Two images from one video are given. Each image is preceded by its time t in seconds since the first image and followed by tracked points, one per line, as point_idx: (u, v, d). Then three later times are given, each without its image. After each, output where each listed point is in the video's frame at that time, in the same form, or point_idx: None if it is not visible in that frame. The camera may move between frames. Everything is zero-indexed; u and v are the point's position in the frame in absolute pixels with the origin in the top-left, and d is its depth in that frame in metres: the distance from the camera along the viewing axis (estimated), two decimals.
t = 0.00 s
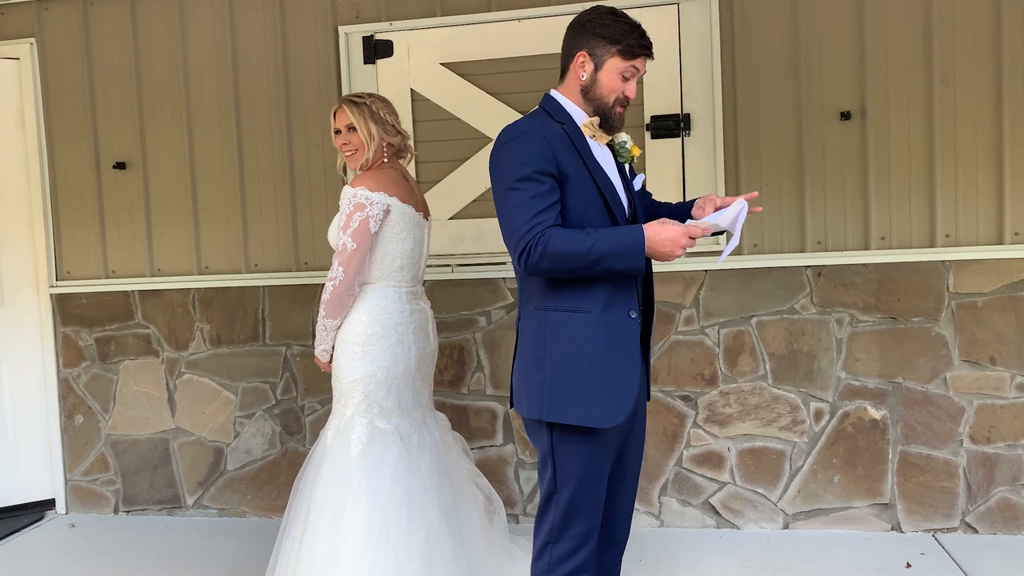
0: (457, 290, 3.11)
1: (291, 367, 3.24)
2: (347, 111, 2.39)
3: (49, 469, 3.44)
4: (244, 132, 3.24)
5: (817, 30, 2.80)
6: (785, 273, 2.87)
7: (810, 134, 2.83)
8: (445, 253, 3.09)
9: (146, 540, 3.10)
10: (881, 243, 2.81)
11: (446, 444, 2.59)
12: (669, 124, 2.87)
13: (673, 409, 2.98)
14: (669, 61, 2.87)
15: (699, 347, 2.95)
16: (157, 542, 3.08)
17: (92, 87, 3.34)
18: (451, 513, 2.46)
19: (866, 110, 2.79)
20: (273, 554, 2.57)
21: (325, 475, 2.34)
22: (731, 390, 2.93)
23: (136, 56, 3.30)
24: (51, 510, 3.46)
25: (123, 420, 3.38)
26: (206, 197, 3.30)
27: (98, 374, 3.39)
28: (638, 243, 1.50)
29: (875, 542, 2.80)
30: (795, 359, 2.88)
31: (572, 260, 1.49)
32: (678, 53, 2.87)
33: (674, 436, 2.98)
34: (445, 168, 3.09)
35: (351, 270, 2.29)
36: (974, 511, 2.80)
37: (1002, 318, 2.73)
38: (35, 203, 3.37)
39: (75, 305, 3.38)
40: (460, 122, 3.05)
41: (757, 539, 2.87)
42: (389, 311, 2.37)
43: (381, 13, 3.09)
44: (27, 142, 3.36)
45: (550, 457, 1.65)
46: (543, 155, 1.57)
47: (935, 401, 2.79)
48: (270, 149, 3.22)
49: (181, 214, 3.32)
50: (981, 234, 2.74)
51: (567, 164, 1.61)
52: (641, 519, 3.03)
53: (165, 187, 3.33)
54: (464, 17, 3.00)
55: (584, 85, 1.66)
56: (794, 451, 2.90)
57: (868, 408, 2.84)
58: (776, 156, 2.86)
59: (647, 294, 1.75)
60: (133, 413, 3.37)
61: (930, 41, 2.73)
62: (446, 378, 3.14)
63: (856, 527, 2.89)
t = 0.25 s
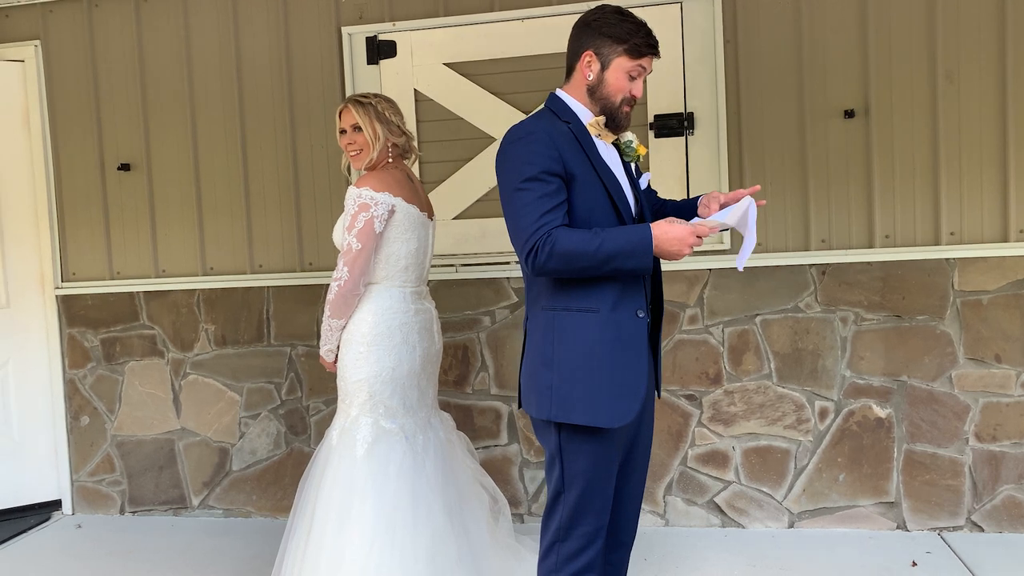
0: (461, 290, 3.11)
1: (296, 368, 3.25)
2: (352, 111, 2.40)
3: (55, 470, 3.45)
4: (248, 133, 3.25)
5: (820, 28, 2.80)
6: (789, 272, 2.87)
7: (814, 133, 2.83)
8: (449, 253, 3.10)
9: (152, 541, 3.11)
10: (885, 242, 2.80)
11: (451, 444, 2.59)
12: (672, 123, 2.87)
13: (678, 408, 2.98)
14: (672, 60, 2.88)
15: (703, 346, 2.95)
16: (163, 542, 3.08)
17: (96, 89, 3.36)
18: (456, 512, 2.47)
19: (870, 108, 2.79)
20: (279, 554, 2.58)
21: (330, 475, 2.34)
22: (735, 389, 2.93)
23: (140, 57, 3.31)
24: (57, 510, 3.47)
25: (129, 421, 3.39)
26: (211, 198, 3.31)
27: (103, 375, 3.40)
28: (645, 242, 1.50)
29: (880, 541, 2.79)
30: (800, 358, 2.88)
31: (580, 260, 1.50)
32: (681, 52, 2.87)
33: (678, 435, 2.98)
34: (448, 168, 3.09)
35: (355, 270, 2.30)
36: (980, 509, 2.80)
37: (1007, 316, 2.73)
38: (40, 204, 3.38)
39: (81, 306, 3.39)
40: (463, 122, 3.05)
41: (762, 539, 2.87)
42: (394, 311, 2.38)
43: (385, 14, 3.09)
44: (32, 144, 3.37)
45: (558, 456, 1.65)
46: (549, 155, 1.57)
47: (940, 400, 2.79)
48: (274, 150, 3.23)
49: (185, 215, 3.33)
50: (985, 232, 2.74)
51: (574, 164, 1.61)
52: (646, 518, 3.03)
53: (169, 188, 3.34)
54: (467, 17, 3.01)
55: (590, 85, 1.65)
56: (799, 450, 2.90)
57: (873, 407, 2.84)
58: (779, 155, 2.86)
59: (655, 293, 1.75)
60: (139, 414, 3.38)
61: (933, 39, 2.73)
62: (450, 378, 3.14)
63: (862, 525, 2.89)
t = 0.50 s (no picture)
0: (465, 290, 3.11)
1: (300, 369, 3.25)
2: (355, 112, 2.40)
3: (61, 471, 3.46)
4: (251, 134, 3.26)
5: (823, 26, 2.80)
6: (793, 271, 2.86)
7: (817, 131, 2.83)
8: (452, 253, 3.10)
9: (157, 542, 3.12)
10: (889, 240, 2.80)
11: (455, 444, 2.59)
12: (675, 122, 2.87)
13: (682, 408, 2.98)
14: (674, 59, 2.87)
15: (707, 345, 2.94)
16: (169, 543, 3.09)
17: (100, 91, 3.37)
18: (460, 512, 2.47)
19: (873, 106, 2.78)
20: (285, 554, 2.58)
21: (335, 475, 2.35)
22: (740, 388, 2.93)
23: (144, 59, 3.32)
24: (63, 511, 3.48)
25: (133, 423, 3.40)
26: (214, 199, 3.31)
27: (108, 377, 3.41)
28: (655, 242, 1.50)
29: (886, 539, 2.79)
30: (804, 357, 2.87)
31: (590, 260, 1.50)
32: (684, 51, 2.87)
33: (682, 435, 2.98)
34: (451, 168, 3.09)
35: (359, 270, 2.30)
36: (985, 507, 2.79)
37: (1012, 314, 2.72)
38: (45, 206, 3.39)
39: (86, 308, 3.40)
40: (466, 122, 3.05)
41: (767, 538, 2.87)
42: (398, 311, 2.38)
43: (387, 14, 3.09)
44: (36, 146, 3.38)
45: (566, 457, 1.65)
46: (558, 155, 1.57)
47: (945, 398, 2.79)
48: (276, 151, 3.24)
49: (189, 217, 3.34)
50: (989, 230, 2.73)
51: (583, 163, 1.61)
52: (651, 518, 3.03)
53: (173, 190, 3.35)
54: (470, 17, 3.01)
55: (598, 84, 1.66)
56: (804, 449, 2.90)
57: (878, 405, 2.83)
58: (783, 154, 2.85)
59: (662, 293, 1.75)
60: (143, 415, 3.39)
61: (936, 37, 2.72)
62: (454, 378, 3.15)
63: (867, 524, 2.88)
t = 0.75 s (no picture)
0: (468, 290, 3.11)
1: (303, 369, 3.25)
2: (356, 114, 2.40)
3: (65, 472, 3.47)
4: (253, 135, 3.26)
5: (824, 25, 2.79)
6: (796, 270, 2.86)
7: (819, 130, 2.83)
8: (454, 253, 3.10)
9: (162, 542, 3.12)
10: (892, 239, 2.79)
11: (459, 444, 2.59)
12: (677, 122, 2.87)
13: (685, 407, 2.98)
14: (676, 58, 2.87)
15: (710, 344, 2.94)
16: (173, 544, 3.10)
17: (103, 93, 3.37)
18: (464, 513, 2.47)
19: (876, 105, 2.78)
20: (288, 554, 2.59)
21: (339, 475, 2.35)
22: (743, 388, 2.93)
23: (146, 61, 3.33)
24: (67, 512, 3.49)
25: (137, 424, 3.41)
26: (217, 200, 3.32)
27: (112, 378, 3.42)
28: (665, 240, 1.51)
29: (889, 539, 2.79)
30: (807, 356, 2.87)
31: (599, 258, 1.50)
32: (686, 51, 2.87)
33: (686, 434, 2.98)
34: (454, 168, 3.10)
35: (361, 271, 2.30)
36: (989, 506, 2.79)
37: (1015, 313, 2.72)
38: (48, 208, 3.40)
39: (89, 309, 3.41)
40: (468, 122, 3.05)
41: (770, 537, 2.87)
42: (400, 311, 2.38)
43: (389, 14, 3.09)
44: (39, 148, 3.39)
45: (572, 457, 1.65)
46: (566, 154, 1.57)
47: (949, 397, 2.78)
48: (279, 152, 3.24)
49: (192, 218, 3.34)
50: (993, 229, 2.72)
51: (591, 162, 1.61)
52: (654, 517, 3.03)
53: (176, 191, 3.35)
54: (472, 17, 3.01)
55: (604, 82, 1.66)
56: (807, 448, 2.90)
57: (881, 404, 2.83)
58: (785, 153, 2.85)
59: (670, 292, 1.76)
60: (147, 416, 3.40)
61: (938, 36, 2.72)
62: (457, 378, 3.15)
63: (870, 523, 2.88)
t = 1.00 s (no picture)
0: (469, 290, 3.12)
1: (305, 369, 3.26)
2: (357, 114, 2.40)
3: (68, 472, 3.47)
4: (255, 135, 3.26)
5: (826, 25, 2.79)
6: (798, 269, 2.86)
7: (820, 130, 2.82)
8: (456, 253, 3.10)
9: (164, 542, 3.13)
10: (894, 238, 2.79)
11: (460, 444, 2.60)
12: (679, 121, 2.87)
13: (687, 407, 2.98)
14: (678, 58, 2.87)
15: (712, 344, 2.94)
16: (176, 544, 3.10)
17: (105, 93, 3.38)
18: (466, 513, 2.47)
19: (878, 105, 2.78)
20: (290, 554, 2.59)
21: (341, 475, 2.35)
22: (745, 388, 2.93)
23: (148, 61, 3.33)
24: (70, 512, 3.49)
25: (140, 424, 3.41)
26: (219, 201, 3.32)
27: (114, 378, 3.42)
28: (663, 239, 1.51)
29: (892, 538, 2.78)
30: (809, 356, 2.87)
31: (598, 257, 1.50)
32: (688, 50, 2.87)
33: (687, 434, 2.98)
34: (455, 168, 3.10)
35: (363, 271, 2.30)
36: (991, 506, 2.79)
37: (1017, 312, 2.72)
38: (50, 208, 3.40)
39: (92, 309, 3.42)
40: (470, 122, 3.05)
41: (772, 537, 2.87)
42: (402, 311, 2.38)
43: (391, 14, 3.09)
44: (41, 148, 3.39)
45: (570, 456, 1.65)
46: (566, 153, 1.58)
47: (951, 396, 2.78)
48: (281, 152, 3.24)
49: (194, 218, 3.35)
50: (995, 229, 2.72)
51: (590, 161, 1.61)
52: (656, 517, 3.03)
53: (178, 191, 3.35)
54: (473, 17, 3.01)
55: (606, 83, 1.66)
56: (809, 448, 2.90)
57: (883, 404, 2.83)
58: (787, 152, 2.85)
59: (669, 292, 1.75)
60: (149, 416, 3.40)
61: (940, 35, 2.72)
62: (459, 378, 3.15)
63: (873, 523, 2.88)
